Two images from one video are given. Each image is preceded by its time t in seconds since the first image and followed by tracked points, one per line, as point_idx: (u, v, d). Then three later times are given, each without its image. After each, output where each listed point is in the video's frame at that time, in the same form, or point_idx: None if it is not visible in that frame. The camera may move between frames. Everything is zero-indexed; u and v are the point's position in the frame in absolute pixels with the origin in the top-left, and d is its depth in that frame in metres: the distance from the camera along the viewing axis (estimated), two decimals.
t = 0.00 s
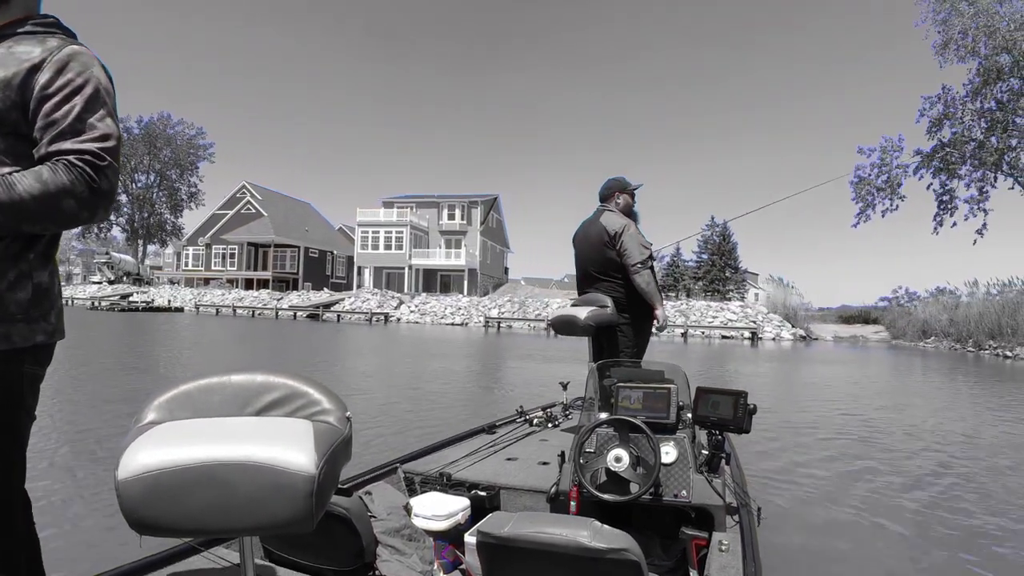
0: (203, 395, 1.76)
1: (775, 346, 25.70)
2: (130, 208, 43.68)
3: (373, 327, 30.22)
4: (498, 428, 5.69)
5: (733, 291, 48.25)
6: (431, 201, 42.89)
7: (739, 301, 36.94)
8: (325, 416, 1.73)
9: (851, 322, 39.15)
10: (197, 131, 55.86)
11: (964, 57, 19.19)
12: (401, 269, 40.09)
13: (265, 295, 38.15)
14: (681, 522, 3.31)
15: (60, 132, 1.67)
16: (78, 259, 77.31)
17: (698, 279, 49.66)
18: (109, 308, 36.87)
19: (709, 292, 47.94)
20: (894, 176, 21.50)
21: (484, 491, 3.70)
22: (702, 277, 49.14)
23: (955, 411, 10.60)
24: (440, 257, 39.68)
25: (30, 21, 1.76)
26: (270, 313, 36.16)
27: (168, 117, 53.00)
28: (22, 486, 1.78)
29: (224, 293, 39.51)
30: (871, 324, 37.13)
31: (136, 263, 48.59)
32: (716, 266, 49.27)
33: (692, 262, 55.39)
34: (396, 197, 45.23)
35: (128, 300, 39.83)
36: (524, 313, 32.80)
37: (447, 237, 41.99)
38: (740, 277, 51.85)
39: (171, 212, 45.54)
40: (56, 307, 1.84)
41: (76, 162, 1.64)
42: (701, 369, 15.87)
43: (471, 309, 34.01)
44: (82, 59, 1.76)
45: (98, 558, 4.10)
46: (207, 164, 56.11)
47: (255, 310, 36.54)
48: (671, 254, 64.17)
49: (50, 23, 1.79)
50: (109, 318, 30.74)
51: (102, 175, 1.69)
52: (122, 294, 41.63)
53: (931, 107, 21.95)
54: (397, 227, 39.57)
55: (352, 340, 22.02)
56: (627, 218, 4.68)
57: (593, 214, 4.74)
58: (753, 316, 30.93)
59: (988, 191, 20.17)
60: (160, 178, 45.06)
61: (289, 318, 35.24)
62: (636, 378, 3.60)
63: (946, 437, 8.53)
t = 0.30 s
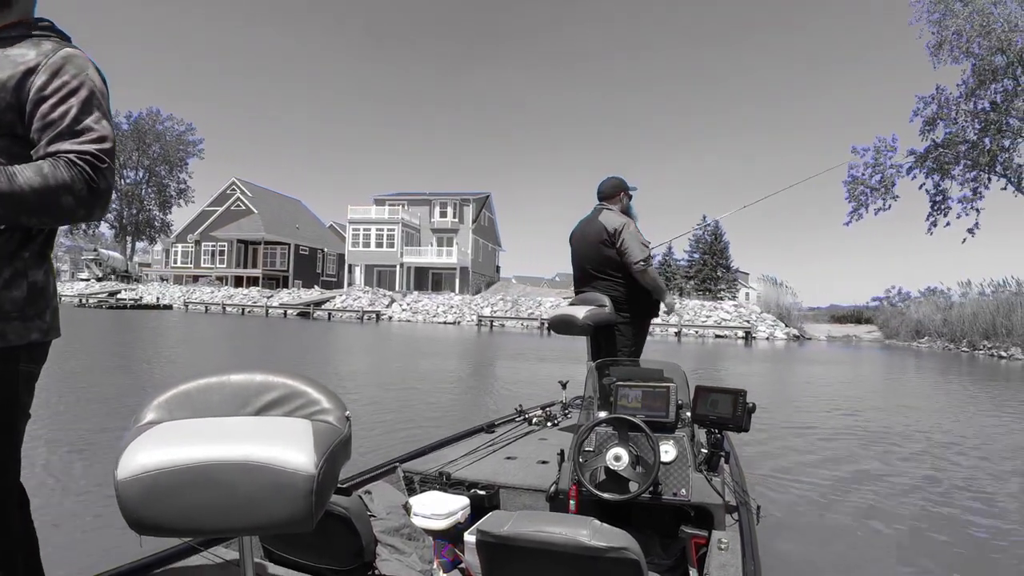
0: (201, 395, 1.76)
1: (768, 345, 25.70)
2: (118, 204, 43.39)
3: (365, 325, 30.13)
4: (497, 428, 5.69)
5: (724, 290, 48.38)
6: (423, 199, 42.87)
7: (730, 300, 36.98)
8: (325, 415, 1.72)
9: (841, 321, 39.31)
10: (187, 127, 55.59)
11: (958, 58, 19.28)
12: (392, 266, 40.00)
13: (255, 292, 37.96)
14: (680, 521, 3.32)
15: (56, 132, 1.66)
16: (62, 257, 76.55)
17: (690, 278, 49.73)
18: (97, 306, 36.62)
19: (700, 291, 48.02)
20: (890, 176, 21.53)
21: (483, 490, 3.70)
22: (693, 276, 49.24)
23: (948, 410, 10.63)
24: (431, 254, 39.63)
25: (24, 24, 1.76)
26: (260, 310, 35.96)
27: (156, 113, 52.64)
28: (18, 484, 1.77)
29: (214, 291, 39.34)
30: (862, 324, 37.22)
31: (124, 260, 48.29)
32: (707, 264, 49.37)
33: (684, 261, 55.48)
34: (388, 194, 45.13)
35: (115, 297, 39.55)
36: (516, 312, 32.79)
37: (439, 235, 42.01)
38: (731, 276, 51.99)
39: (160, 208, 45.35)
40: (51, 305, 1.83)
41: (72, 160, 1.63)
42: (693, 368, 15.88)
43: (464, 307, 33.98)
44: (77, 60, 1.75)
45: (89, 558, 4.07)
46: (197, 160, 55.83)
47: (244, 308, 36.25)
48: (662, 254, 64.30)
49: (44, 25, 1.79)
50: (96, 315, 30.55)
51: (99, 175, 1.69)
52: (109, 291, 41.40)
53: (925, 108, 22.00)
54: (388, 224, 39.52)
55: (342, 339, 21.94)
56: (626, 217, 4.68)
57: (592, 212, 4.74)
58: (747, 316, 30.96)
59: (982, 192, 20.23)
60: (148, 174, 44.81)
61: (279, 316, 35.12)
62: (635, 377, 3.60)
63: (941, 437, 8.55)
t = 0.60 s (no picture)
0: (199, 393, 1.75)
1: (763, 345, 25.70)
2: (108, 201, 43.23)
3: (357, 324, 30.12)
4: (496, 426, 5.70)
5: (717, 289, 48.46)
6: (416, 197, 42.86)
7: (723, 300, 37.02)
8: (324, 413, 1.72)
9: (833, 321, 39.42)
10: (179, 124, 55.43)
11: (953, 59, 19.33)
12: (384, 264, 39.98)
13: (246, 290, 37.82)
14: (678, 520, 3.33)
15: (55, 130, 1.66)
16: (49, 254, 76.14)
17: (683, 278, 49.79)
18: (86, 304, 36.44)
19: (693, 291, 48.10)
20: (885, 176, 21.54)
21: (482, 489, 3.70)
22: (685, 275, 49.31)
23: (941, 410, 10.67)
24: (424, 253, 39.65)
25: (25, 20, 1.75)
26: (251, 308, 35.49)
27: (147, 108, 52.44)
28: (14, 483, 1.77)
29: (204, 288, 39.24)
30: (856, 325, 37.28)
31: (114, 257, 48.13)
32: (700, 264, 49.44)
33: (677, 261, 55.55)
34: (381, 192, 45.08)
35: (104, 294, 39.32)
36: (509, 311, 32.84)
37: (431, 233, 42.12)
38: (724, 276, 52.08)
39: (150, 205, 45.23)
40: (49, 302, 1.82)
41: (70, 158, 1.63)
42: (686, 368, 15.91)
43: (458, 306, 33.99)
44: (75, 57, 1.75)
45: (79, 557, 4.06)
46: (188, 157, 55.67)
47: (235, 307, 35.72)
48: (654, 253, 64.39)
49: (43, 23, 1.79)
50: (86, 313, 30.39)
51: (97, 173, 1.69)
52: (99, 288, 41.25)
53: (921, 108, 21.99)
54: (381, 222, 39.52)
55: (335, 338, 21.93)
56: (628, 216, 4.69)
57: (594, 212, 4.74)
58: (741, 315, 30.93)
59: (977, 193, 20.25)
60: (139, 170, 44.68)
61: (270, 314, 35.00)
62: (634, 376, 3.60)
63: (935, 438, 8.59)
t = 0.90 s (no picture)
0: (198, 387, 1.76)
1: (758, 346, 25.65)
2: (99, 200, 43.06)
3: (349, 323, 30.09)
4: (494, 424, 5.70)
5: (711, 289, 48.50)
6: (409, 196, 42.80)
7: (717, 301, 37.00)
8: (322, 409, 1.73)
9: (827, 322, 39.46)
10: (170, 122, 55.20)
11: (948, 58, 19.25)
12: (377, 263, 39.98)
13: (238, 290, 37.73)
14: (676, 521, 3.33)
15: (44, 124, 1.66)
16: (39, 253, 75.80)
17: (677, 278, 49.79)
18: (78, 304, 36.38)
19: (686, 291, 48.13)
20: (880, 177, 21.48)
21: (479, 487, 3.71)
22: (679, 276, 49.30)
23: (936, 410, 10.65)
24: (418, 252, 39.62)
25: (26, 13, 1.76)
26: (243, 308, 35.58)
27: (138, 106, 52.23)
28: (11, 479, 1.77)
29: (195, 288, 39.26)
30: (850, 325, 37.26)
31: (104, 255, 48.01)
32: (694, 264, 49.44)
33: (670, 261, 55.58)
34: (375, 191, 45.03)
35: (95, 294, 39.32)
36: (504, 311, 32.87)
37: (424, 232, 42.23)
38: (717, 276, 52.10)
39: (141, 205, 45.23)
40: (44, 296, 1.83)
41: (56, 153, 1.63)
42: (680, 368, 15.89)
43: (452, 306, 34.00)
44: (72, 53, 1.76)
45: (67, 558, 4.05)
46: (179, 155, 55.51)
47: (228, 307, 35.74)
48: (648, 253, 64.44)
49: (42, 16, 1.80)
50: (78, 313, 30.37)
51: (82, 168, 1.69)
52: (89, 288, 41.21)
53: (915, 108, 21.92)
54: (374, 222, 39.44)
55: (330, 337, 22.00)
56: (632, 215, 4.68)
57: (599, 210, 4.73)
58: (737, 316, 30.84)
59: (972, 193, 20.18)
60: (130, 169, 44.53)
61: (263, 314, 34.91)
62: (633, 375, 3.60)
63: (931, 437, 8.58)
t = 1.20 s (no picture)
0: (200, 390, 1.76)
1: (753, 345, 25.65)
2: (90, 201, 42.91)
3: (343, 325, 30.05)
4: (495, 425, 5.69)
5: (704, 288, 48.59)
6: (403, 196, 42.89)
7: (710, 300, 37.04)
8: (323, 411, 1.73)
9: (820, 321, 39.57)
10: (161, 122, 55.07)
11: (944, 58, 19.28)
12: (369, 264, 39.98)
13: (231, 292, 37.73)
14: (677, 521, 3.34)
15: (51, 126, 1.66)
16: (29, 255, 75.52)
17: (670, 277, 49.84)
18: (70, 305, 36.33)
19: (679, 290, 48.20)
20: (874, 176, 21.50)
21: (480, 487, 3.70)
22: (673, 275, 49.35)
23: (931, 409, 10.68)
24: (411, 252, 39.65)
25: (31, 14, 1.76)
26: (236, 309, 35.73)
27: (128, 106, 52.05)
28: (16, 484, 1.77)
29: (187, 290, 39.27)
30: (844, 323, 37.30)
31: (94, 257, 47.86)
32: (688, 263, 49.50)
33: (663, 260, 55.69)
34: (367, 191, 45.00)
35: (86, 295, 39.28)
36: (498, 311, 32.91)
37: (418, 233, 42.32)
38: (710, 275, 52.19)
39: (132, 205, 45.11)
40: (52, 301, 1.83)
41: (67, 156, 1.64)
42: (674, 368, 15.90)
43: (447, 306, 34.02)
44: (78, 54, 1.76)
45: (55, 560, 4.02)
46: (170, 155, 55.40)
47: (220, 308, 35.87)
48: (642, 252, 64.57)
49: (48, 16, 1.79)
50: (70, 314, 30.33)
51: (94, 171, 1.69)
52: (79, 289, 41.09)
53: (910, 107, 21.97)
54: (367, 222, 39.53)
55: (327, 339, 22.07)
56: (631, 215, 4.67)
57: (597, 210, 4.73)
58: (733, 316, 30.82)
59: (966, 193, 20.21)
60: (120, 169, 44.44)
61: (256, 315, 34.94)
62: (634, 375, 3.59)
63: (930, 437, 8.57)
